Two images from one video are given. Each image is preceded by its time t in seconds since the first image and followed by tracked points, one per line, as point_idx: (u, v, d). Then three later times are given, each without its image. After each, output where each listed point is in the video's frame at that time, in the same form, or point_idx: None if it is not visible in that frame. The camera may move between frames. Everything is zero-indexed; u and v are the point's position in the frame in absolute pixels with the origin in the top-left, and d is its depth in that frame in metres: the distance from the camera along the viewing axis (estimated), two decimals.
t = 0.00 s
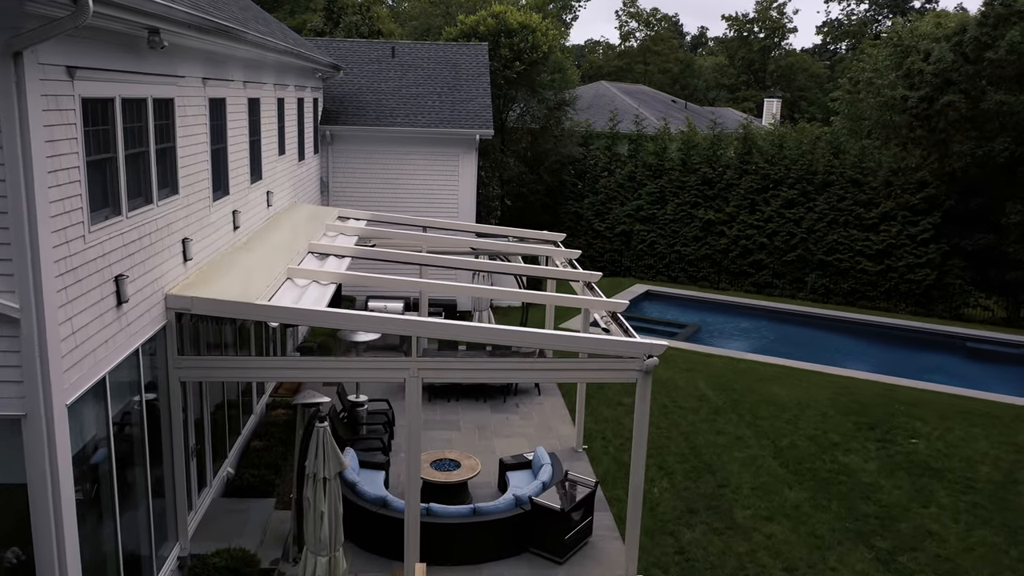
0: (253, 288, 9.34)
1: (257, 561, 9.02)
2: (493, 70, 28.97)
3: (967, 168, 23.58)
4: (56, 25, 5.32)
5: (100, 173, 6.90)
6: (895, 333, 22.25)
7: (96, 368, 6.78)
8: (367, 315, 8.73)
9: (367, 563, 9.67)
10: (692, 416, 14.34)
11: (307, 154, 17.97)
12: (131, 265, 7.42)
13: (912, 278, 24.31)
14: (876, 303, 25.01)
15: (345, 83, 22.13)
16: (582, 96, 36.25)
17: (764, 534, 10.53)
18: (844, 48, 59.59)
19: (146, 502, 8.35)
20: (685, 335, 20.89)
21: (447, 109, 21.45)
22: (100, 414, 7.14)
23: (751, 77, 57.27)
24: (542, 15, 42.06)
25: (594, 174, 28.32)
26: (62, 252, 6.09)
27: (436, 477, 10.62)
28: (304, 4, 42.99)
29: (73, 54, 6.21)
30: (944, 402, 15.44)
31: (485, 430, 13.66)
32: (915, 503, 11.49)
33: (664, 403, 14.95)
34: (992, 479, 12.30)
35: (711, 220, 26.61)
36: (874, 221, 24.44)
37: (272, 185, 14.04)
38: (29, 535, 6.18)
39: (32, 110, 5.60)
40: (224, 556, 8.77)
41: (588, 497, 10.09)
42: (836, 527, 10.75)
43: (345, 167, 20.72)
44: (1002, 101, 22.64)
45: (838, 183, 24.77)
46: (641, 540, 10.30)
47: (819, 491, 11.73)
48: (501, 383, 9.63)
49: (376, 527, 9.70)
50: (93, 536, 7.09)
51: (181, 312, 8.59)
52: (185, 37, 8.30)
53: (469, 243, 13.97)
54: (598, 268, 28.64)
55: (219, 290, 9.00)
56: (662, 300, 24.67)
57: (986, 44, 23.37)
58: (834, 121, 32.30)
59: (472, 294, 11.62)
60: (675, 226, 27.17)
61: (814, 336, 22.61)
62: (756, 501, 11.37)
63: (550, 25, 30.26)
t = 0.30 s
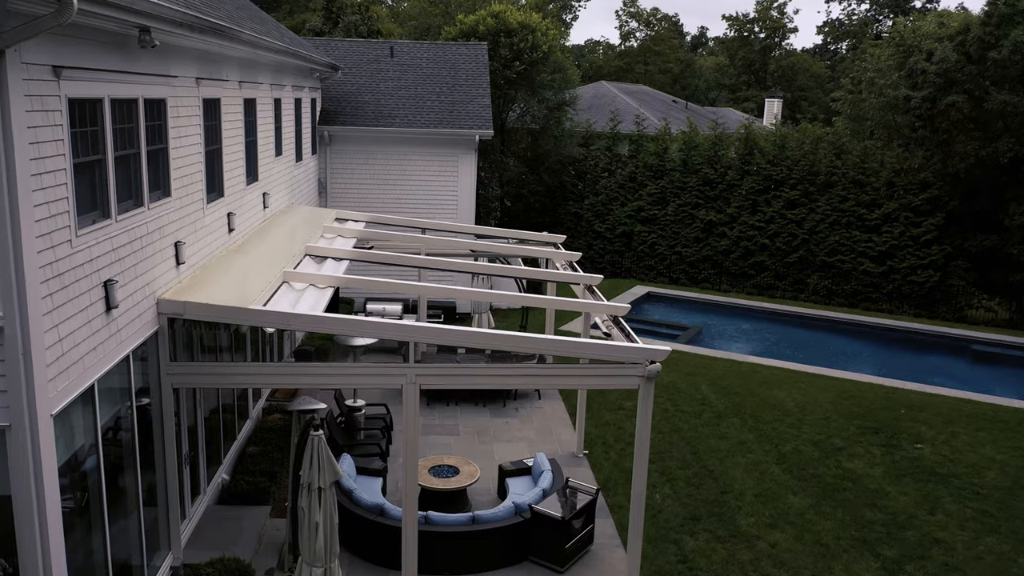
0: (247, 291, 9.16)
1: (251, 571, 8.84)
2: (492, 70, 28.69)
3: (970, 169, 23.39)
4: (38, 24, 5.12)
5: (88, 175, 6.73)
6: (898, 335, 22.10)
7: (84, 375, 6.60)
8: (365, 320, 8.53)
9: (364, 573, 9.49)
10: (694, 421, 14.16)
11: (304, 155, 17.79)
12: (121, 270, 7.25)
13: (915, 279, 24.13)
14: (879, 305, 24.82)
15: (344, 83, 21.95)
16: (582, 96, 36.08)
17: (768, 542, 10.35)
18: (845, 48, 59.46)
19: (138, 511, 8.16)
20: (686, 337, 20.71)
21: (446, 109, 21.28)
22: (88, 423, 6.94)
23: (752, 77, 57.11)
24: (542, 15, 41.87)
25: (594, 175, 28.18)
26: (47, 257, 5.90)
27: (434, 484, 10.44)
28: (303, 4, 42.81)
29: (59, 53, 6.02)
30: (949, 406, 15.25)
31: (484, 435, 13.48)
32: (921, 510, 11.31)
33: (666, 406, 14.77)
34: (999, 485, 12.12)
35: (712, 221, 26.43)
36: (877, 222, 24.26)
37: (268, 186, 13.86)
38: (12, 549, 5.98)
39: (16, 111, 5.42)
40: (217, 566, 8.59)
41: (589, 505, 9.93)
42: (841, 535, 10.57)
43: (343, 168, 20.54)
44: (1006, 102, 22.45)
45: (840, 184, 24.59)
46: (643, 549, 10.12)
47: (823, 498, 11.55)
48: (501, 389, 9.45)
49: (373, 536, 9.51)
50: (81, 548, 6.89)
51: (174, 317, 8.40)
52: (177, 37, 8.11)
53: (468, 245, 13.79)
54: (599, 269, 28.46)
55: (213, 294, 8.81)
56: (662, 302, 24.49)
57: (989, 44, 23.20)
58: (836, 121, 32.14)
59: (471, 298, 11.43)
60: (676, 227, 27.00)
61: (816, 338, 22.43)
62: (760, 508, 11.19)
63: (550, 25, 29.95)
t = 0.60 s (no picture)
0: (242, 295, 8.98)
1: None
2: (492, 70, 28.48)
3: (974, 170, 23.20)
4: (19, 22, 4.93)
5: (75, 178, 6.54)
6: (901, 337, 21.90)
7: (71, 385, 6.41)
8: (362, 324, 8.34)
9: None
10: (696, 426, 13.97)
11: (302, 155, 17.59)
12: (111, 276, 7.06)
13: (918, 281, 23.93)
14: (881, 306, 24.63)
15: (342, 83, 21.77)
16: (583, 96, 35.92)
17: (772, 550, 10.16)
18: (846, 48, 59.33)
19: (129, 522, 7.97)
20: (688, 340, 20.53)
21: (446, 109, 21.09)
22: (75, 433, 6.74)
23: (753, 77, 56.97)
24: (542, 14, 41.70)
25: (594, 175, 28.01)
26: (31, 264, 5.71)
27: (433, 491, 10.28)
28: (302, 4, 42.62)
29: (44, 52, 5.83)
30: (954, 409, 15.07)
31: (483, 440, 13.29)
32: (927, 517, 11.12)
33: (668, 411, 14.59)
34: (1006, 491, 11.93)
35: (713, 222, 26.24)
36: (879, 224, 24.07)
37: (265, 187, 13.68)
38: None
39: None
40: None
41: (590, 513, 9.78)
42: (846, 543, 10.38)
43: (342, 169, 20.36)
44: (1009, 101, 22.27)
45: (842, 185, 24.43)
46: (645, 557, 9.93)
47: (828, 505, 11.36)
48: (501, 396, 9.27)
49: (369, 545, 9.32)
50: (68, 561, 6.69)
51: (166, 323, 8.21)
52: (168, 35, 7.93)
53: (467, 247, 13.60)
54: (599, 270, 28.26)
55: (207, 299, 8.63)
56: (664, 304, 24.29)
57: (994, 44, 23.04)
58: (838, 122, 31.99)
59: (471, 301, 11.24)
60: (677, 228, 26.82)
61: (818, 341, 22.24)
62: (764, 515, 11.00)
63: (550, 24, 29.78)
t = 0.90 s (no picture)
0: (236, 298, 8.79)
1: None
2: (491, 70, 28.24)
3: (977, 170, 23.03)
4: None
5: (59, 179, 6.37)
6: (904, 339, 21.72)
7: (57, 394, 6.22)
8: (358, 329, 8.15)
9: None
10: (699, 430, 13.79)
11: (299, 156, 17.41)
12: (99, 281, 6.88)
13: (920, 282, 23.73)
14: (883, 308, 24.43)
15: (341, 83, 21.58)
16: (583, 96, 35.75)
17: (776, 559, 9.97)
18: (847, 48, 59.19)
19: (118, 532, 7.77)
20: (689, 342, 20.34)
21: (445, 109, 20.90)
22: (61, 443, 6.54)
23: (754, 77, 56.86)
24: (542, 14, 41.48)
25: (595, 176, 27.83)
26: (13, 268, 5.52)
27: (430, 499, 10.10)
28: (301, 3, 42.42)
29: (28, 50, 5.66)
30: (959, 413, 14.89)
31: (482, 445, 13.11)
32: (934, 524, 10.94)
33: (669, 415, 14.41)
34: (1013, 497, 11.75)
35: (714, 222, 26.06)
36: (882, 225, 23.90)
37: (261, 189, 13.49)
38: None
39: None
40: None
41: (591, 521, 9.58)
42: (852, 551, 10.19)
43: (340, 170, 20.18)
44: (1013, 102, 22.08)
45: (844, 185, 24.25)
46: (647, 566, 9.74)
47: (833, 512, 11.18)
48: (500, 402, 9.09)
49: (366, 553, 9.13)
50: None
51: (157, 328, 8.00)
52: (159, 34, 7.75)
53: (466, 249, 13.41)
54: (599, 271, 28.07)
55: (199, 302, 8.44)
56: (665, 306, 24.10)
57: (997, 43, 22.83)
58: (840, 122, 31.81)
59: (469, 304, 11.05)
60: (678, 228, 26.64)
61: (821, 343, 22.05)
62: (768, 522, 10.82)
63: (550, 24, 29.58)
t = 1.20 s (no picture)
0: (228, 302, 8.60)
1: None
2: (491, 69, 28.02)
3: (981, 171, 22.86)
4: None
5: (44, 182, 6.19)
6: (907, 341, 21.54)
7: (42, 402, 6.03)
8: (355, 334, 7.96)
9: None
10: (701, 434, 13.60)
11: (296, 157, 17.22)
12: (86, 286, 6.69)
13: (923, 283, 23.54)
14: (886, 310, 24.23)
15: (339, 83, 21.39)
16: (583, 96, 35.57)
17: (781, 567, 9.79)
18: (847, 48, 59.07)
19: (107, 543, 7.57)
20: (691, 344, 20.16)
21: (444, 109, 20.72)
22: (46, 454, 6.34)
23: (754, 77, 56.73)
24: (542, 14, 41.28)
25: (595, 176, 27.65)
26: None
27: (428, 506, 9.93)
28: (300, 3, 42.20)
29: (11, 49, 5.48)
30: (964, 417, 14.70)
31: (481, 450, 12.92)
32: (940, 532, 10.75)
33: (671, 419, 14.22)
34: (1020, 503, 11.56)
35: (716, 223, 25.88)
36: (884, 225, 23.71)
37: (257, 190, 13.30)
38: None
39: None
40: None
41: (592, 530, 9.41)
42: (858, 560, 10.01)
43: (338, 171, 20.00)
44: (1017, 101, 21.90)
45: (847, 186, 24.06)
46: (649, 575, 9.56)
47: (838, 518, 10.99)
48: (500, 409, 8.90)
49: (362, 562, 8.95)
50: None
51: (148, 333, 7.81)
52: (150, 32, 7.57)
53: (465, 252, 13.22)
54: (600, 273, 27.89)
55: (191, 306, 8.26)
56: (665, 307, 23.91)
57: (1001, 43, 22.61)
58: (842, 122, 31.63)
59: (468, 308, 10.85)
60: (678, 229, 26.45)
61: (823, 345, 21.85)
62: (772, 530, 10.63)
63: (550, 23, 29.37)
